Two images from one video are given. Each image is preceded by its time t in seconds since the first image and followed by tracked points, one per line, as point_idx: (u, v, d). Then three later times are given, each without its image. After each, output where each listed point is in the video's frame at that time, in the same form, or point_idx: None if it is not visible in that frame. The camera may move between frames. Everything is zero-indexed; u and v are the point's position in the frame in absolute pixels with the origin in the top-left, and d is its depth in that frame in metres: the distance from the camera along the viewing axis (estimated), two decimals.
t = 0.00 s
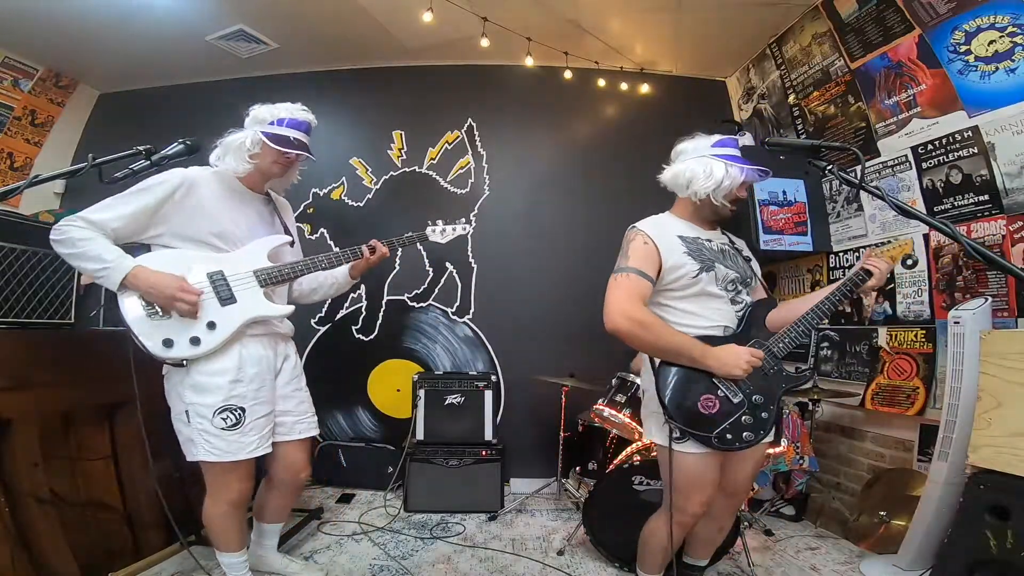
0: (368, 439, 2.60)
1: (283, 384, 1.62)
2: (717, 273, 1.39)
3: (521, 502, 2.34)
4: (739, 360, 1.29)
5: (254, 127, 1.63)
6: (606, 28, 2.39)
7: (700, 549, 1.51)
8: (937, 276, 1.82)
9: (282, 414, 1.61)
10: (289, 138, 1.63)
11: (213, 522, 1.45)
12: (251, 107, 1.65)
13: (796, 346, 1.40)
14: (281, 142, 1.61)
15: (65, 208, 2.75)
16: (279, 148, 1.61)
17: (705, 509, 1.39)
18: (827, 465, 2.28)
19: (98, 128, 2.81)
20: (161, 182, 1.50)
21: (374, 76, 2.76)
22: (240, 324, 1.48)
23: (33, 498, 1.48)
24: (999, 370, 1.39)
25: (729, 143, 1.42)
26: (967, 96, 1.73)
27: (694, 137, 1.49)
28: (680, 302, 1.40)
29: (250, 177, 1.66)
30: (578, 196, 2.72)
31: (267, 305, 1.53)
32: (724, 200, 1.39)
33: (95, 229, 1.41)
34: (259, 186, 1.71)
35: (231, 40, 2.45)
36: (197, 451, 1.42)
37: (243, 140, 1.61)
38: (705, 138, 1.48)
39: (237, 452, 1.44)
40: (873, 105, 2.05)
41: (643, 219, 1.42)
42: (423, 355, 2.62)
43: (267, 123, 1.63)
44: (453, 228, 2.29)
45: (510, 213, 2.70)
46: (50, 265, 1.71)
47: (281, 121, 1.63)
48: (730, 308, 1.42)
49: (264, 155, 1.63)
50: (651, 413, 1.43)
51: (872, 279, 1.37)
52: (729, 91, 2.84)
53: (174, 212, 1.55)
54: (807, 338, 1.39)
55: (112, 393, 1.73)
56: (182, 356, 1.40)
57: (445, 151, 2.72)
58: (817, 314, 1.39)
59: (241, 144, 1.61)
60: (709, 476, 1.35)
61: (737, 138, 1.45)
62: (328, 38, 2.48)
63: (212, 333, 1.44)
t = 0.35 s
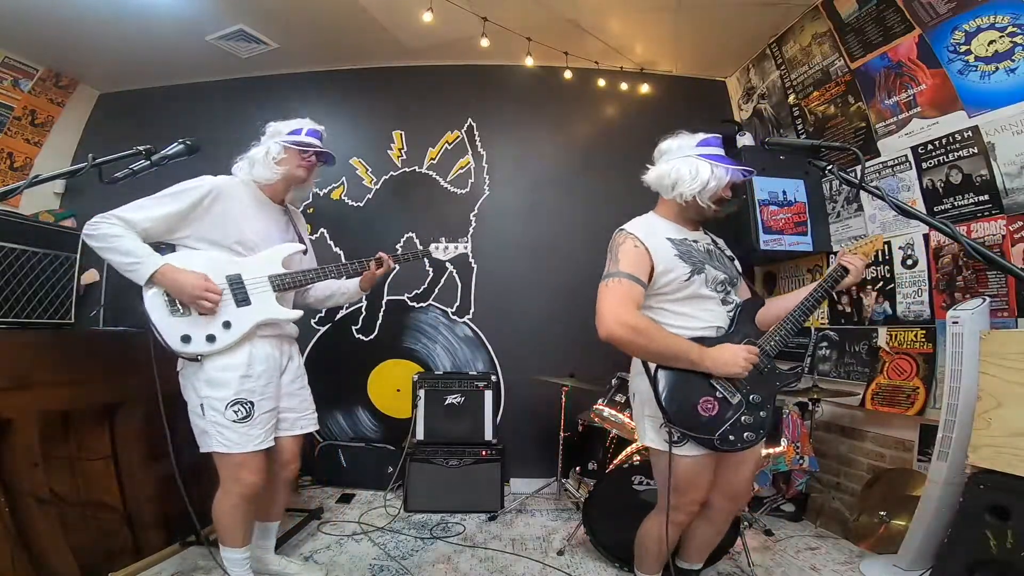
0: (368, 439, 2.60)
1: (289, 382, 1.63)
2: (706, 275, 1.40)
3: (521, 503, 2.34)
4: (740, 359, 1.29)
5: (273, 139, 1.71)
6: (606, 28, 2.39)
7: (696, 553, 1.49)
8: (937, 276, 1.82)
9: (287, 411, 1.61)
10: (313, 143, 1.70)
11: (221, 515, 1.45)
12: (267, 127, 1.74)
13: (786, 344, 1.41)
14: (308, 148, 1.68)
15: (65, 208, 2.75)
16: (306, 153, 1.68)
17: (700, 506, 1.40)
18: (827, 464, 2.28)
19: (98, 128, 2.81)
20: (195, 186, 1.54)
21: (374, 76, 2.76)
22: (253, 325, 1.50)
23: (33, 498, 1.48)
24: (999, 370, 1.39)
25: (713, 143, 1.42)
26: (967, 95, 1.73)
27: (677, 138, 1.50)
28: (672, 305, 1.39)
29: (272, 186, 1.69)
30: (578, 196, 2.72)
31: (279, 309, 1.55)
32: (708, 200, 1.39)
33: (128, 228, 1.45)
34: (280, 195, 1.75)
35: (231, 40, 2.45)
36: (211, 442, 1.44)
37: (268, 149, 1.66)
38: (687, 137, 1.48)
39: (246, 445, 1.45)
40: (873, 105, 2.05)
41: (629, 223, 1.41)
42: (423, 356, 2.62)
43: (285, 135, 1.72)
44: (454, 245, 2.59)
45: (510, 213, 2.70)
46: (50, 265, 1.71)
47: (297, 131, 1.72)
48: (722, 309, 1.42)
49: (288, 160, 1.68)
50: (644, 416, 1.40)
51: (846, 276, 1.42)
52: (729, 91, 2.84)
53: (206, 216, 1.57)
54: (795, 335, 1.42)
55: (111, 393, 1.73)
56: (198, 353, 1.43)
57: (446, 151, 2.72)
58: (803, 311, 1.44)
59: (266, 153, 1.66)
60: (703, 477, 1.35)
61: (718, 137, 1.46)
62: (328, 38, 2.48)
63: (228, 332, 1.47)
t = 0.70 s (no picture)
0: (368, 439, 2.60)
1: (287, 379, 1.64)
2: (702, 276, 1.40)
3: (521, 503, 2.34)
4: (742, 360, 1.28)
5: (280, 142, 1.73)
6: (606, 28, 2.39)
7: (696, 553, 1.48)
8: (937, 276, 1.82)
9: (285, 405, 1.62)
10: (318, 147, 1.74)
11: (219, 513, 1.43)
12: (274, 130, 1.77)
13: (784, 344, 1.42)
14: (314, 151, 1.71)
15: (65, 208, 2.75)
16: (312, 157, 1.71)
17: (701, 509, 1.40)
18: (827, 464, 2.28)
19: (98, 128, 2.81)
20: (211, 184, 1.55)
21: (374, 75, 2.76)
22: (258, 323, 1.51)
23: (33, 498, 1.48)
24: (999, 370, 1.39)
25: (706, 145, 1.42)
26: (967, 95, 1.73)
27: (671, 139, 1.50)
28: (669, 308, 1.39)
29: (278, 187, 1.72)
30: (578, 196, 2.72)
31: (285, 308, 1.57)
32: (703, 202, 1.39)
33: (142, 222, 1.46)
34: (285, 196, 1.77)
35: (231, 40, 2.45)
36: (214, 433, 1.44)
37: (275, 153, 1.70)
38: (681, 139, 1.48)
39: (249, 435, 1.45)
40: (873, 105, 2.05)
41: (625, 225, 1.41)
42: (423, 356, 2.62)
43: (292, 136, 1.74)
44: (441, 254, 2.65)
45: (510, 213, 2.70)
46: (50, 265, 1.71)
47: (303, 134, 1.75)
48: (719, 309, 1.42)
49: (294, 162, 1.71)
50: (646, 418, 1.40)
51: (824, 298, 1.46)
52: (729, 91, 2.84)
53: (219, 213, 1.57)
54: (791, 334, 1.43)
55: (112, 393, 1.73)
56: (208, 346, 1.44)
57: (446, 151, 2.72)
58: (797, 312, 1.45)
59: (272, 156, 1.70)
60: (706, 479, 1.35)
61: (712, 138, 1.46)
62: (328, 38, 2.48)
63: (237, 326, 1.48)
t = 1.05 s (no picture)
0: (368, 439, 2.60)
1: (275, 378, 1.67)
2: (702, 277, 1.40)
3: (521, 503, 2.34)
4: (744, 368, 1.30)
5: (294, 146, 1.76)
6: (606, 28, 2.39)
7: (695, 553, 1.48)
8: (937, 276, 1.82)
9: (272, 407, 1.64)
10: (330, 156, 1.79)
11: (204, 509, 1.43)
12: (290, 134, 1.81)
13: (787, 344, 1.43)
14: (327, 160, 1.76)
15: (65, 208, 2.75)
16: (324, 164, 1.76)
17: (701, 510, 1.40)
18: (827, 465, 2.28)
19: (98, 128, 2.81)
20: (220, 182, 1.57)
21: (375, 75, 2.76)
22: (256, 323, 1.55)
23: (33, 498, 1.48)
24: (999, 370, 1.39)
25: (709, 146, 1.43)
26: (967, 95, 1.73)
27: (674, 140, 1.50)
28: (671, 308, 1.39)
29: (284, 190, 1.74)
30: (577, 196, 2.72)
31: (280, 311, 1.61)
32: (705, 203, 1.39)
33: (148, 215, 1.45)
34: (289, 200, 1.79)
35: (231, 40, 2.45)
36: (200, 433, 1.44)
37: (287, 157, 1.72)
38: (684, 140, 1.49)
39: (238, 435, 1.46)
40: (873, 105, 2.05)
41: (628, 225, 1.41)
42: (423, 356, 2.62)
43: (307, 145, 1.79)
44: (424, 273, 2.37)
45: (510, 213, 2.70)
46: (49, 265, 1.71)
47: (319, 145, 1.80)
48: (719, 310, 1.42)
49: (306, 169, 1.74)
50: (644, 419, 1.40)
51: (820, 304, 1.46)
52: (729, 91, 2.84)
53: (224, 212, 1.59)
54: (794, 335, 1.44)
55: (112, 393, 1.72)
56: (203, 344, 1.46)
57: (446, 151, 2.72)
58: (800, 313, 1.47)
59: (285, 160, 1.71)
60: (707, 479, 1.35)
61: (716, 140, 1.47)
62: (328, 38, 2.48)
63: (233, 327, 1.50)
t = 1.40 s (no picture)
0: (368, 439, 2.60)
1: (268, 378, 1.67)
2: (704, 276, 1.40)
3: (521, 503, 2.34)
4: (746, 371, 1.29)
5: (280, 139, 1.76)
6: (606, 28, 2.39)
7: (695, 554, 1.48)
8: (937, 276, 1.82)
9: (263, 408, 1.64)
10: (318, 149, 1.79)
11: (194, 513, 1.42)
12: (275, 126, 1.80)
13: (790, 345, 1.43)
14: (315, 153, 1.77)
15: (65, 208, 2.74)
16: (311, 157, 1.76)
17: (702, 511, 1.40)
18: (827, 465, 2.28)
19: (98, 128, 2.81)
20: (200, 179, 1.56)
21: (375, 75, 2.76)
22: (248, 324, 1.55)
23: (33, 498, 1.47)
24: (999, 370, 1.39)
25: (713, 145, 1.43)
26: (967, 96, 1.73)
27: (678, 139, 1.50)
28: (672, 307, 1.39)
29: (268, 184, 1.73)
30: (577, 195, 2.72)
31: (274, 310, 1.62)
32: (708, 202, 1.39)
33: (128, 214, 1.44)
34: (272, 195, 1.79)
35: (231, 40, 2.45)
36: (191, 439, 1.44)
37: (274, 151, 1.71)
38: (688, 139, 1.49)
39: (231, 440, 1.47)
40: (873, 105, 2.05)
41: (629, 223, 1.41)
42: (423, 356, 2.62)
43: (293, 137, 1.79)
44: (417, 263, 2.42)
45: (510, 213, 2.70)
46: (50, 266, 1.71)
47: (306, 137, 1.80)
48: (721, 309, 1.42)
49: (293, 163, 1.75)
50: (644, 420, 1.40)
51: (826, 304, 1.47)
52: (729, 91, 2.84)
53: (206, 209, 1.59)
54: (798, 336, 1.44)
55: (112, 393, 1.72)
56: (196, 348, 1.45)
57: (446, 151, 2.72)
58: (803, 313, 1.47)
59: (271, 154, 1.71)
60: (707, 479, 1.35)
61: (719, 139, 1.46)
62: (328, 38, 2.48)
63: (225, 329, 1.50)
